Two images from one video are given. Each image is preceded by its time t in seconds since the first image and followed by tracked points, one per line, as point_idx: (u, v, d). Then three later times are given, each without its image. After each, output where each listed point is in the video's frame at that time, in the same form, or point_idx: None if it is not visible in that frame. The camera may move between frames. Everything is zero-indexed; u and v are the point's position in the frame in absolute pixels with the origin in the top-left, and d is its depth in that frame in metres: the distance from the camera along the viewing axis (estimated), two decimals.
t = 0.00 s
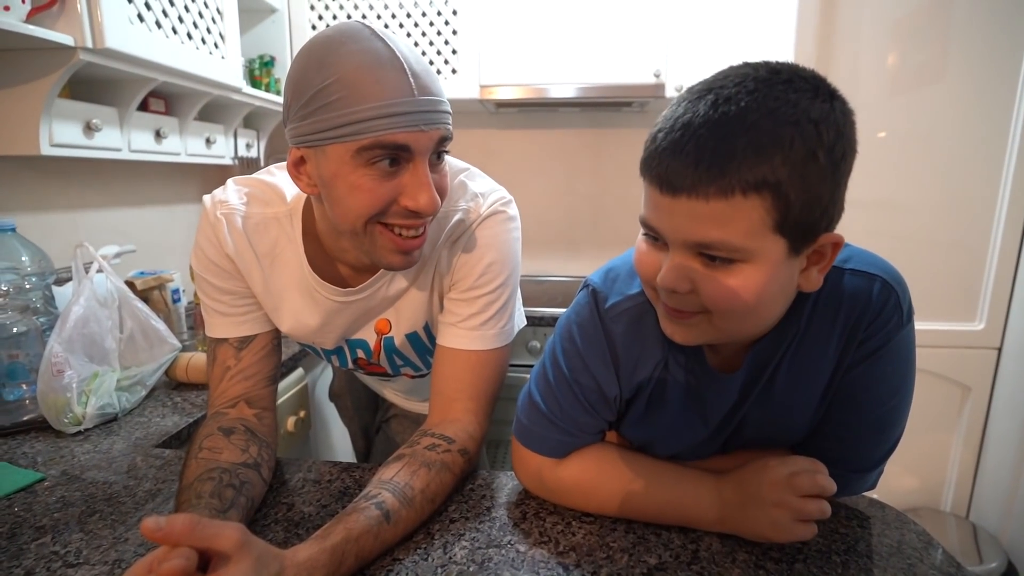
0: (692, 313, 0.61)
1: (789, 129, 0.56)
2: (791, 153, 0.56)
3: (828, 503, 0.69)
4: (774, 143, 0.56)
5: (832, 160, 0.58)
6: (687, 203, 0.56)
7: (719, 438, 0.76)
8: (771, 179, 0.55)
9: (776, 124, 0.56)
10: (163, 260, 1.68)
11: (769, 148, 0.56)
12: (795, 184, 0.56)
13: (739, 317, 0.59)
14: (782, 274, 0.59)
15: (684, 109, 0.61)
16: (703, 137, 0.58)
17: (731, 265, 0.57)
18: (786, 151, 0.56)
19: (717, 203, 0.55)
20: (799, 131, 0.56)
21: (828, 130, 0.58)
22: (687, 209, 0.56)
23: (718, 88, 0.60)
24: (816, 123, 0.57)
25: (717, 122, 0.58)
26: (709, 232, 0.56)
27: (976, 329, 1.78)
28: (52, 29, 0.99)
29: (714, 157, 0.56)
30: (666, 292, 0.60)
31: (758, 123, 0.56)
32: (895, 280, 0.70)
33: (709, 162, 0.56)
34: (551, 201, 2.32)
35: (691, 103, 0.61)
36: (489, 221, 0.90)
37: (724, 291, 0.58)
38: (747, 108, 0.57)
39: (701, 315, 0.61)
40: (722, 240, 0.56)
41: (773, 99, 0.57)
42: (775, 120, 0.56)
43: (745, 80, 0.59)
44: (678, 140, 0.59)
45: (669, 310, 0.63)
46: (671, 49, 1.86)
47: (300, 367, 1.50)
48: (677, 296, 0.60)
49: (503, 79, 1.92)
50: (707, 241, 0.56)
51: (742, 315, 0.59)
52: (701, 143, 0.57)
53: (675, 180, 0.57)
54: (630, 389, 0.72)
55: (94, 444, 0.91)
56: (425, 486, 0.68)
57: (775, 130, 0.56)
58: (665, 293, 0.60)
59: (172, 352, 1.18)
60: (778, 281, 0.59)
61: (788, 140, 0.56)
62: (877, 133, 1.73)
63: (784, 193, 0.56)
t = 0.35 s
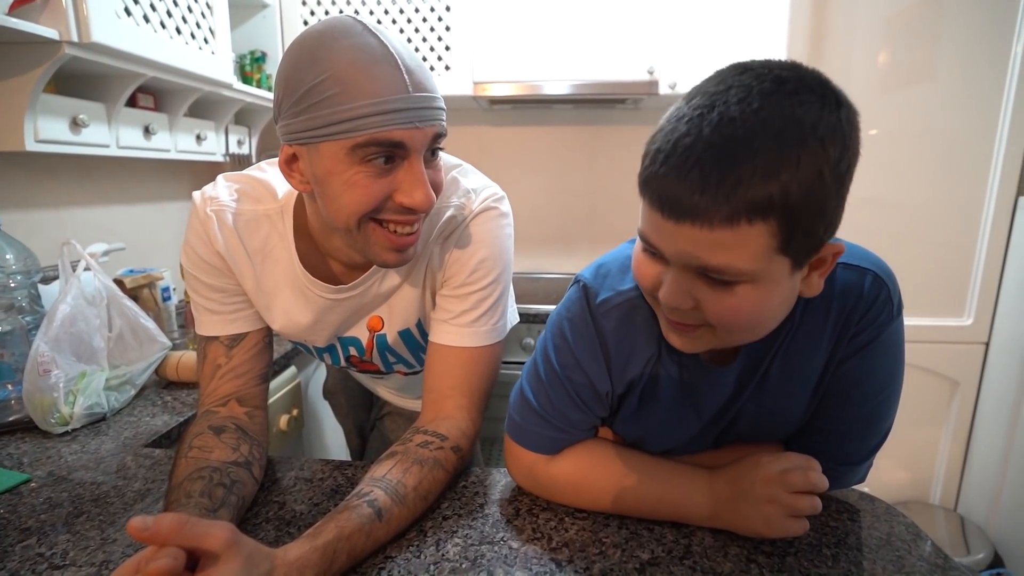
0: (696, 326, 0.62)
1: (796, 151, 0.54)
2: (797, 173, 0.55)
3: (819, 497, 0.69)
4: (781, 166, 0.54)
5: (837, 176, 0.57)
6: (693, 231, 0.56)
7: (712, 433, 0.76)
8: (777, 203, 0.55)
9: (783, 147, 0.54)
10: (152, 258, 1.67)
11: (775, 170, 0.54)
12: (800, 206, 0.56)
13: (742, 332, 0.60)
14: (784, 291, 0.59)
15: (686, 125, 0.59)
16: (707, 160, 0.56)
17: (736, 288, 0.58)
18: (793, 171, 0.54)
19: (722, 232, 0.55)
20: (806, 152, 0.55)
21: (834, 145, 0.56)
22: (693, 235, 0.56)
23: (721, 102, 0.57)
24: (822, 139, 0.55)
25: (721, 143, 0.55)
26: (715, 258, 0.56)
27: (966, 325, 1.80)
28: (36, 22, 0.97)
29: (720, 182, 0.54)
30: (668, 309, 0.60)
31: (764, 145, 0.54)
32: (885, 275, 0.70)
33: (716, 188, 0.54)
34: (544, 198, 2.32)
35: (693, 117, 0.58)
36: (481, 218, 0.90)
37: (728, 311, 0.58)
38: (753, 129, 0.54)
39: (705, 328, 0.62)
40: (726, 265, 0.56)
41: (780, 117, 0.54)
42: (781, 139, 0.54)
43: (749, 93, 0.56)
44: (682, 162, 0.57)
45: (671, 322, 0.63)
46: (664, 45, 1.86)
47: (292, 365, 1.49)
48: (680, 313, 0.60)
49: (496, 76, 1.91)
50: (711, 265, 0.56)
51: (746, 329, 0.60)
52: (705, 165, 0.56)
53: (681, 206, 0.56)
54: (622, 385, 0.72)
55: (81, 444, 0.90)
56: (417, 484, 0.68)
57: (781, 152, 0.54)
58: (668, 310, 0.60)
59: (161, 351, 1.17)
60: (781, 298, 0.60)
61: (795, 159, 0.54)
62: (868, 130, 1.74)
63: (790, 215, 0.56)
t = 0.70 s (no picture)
0: (656, 300, 0.62)
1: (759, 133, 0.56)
2: (758, 154, 0.56)
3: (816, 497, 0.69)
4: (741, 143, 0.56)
5: (806, 166, 0.57)
6: (651, 194, 0.57)
7: (710, 435, 0.76)
8: (734, 179, 0.56)
9: (745, 126, 0.56)
10: (148, 263, 1.66)
11: (735, 148, 0.56)
12: (759, 187, 0.56)
13: (695, 313, 0.60)
14: (742, 277, 0.59)
15: (664, 101, 0.61)
16: (671, 129, 0.58)
17: (689, 260, 0.58)
18: (754, 152, 0.56)
19: (679, 198, 0.56)
20: (770, 134, 0.56)
21: (806, 134, 0.57)
22: (650, 198, 0.57)
23: (698, 82, 0.59)
24: (793, 127, 0.56)
25: (688, 114, 0.58)
26: (669, 225, 0.57)
27: (960, 325, 1.81)
28: (30, 26, 0.97)
29: (678, 149, 0.56)
30: (631, 277, 0.62)
31: (727, 122, 0.56)
32: (883, 277, 0.70)
33: (672, 155, 0.56)
34: (540, 201, 2.32)
35: (671, 95, 0.61)
36: (477, 220, 0.90)
37: (683, 284, 0.59)
38: (718, 103, 0.57)
39: (664, 305, 0.62)
40: (682, 234, 0.57)
41: (749, 99, 0.56)
42: (746, 119, 0.56)
43: (724, 77, 0.58)
44: (649, 131, 0.60)
45: (637, 296, 0.64)
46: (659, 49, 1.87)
47: (288, 369, 1.49)
48: (640, 282, 0.61)
49: (491, 79, 1.91)
50: (669, 232, 0.57)
51: (699, 309, 0.60)
52: (669, 134, 0.58)
53: (644, 168, 0.58)
54: (619, 387, 0.72)
55: (76, 450, 0.89)
56: (415, 487, 0.68)
57: (744, 130, 0.56)
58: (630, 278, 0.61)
59: (157, 356, 1.16)
60: (739, 284, 0.59)
61: (757, 142, 0.56)
62: (861, 133, 1.75)
63: (748, 194, 0.56)
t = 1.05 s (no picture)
0: (653, 291, 0.62)
1: (750, 117, 0.56)
2: (749, 140, 0.56)
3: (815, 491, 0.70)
4: (730, 126, 0.56)
5: (797, 152, 0.57)
6: (645, 181, 0.58)
7: (709, 429, 0.76)
8: (726, 164, 0.56)
9: (735, 108, 0.56)
10: (145, 260, 1.66)
11: (725, 133, 0.56)
12: (751, 172, 0.56)
13: (694, 300, 0.60)
14: (739, 262, 0.59)
15: (660, 88, 0.63)
16: (662, 112, 0.59)
17: (686, 246, 0.58)
18: (745, 137, 0.56)
19: (671, 183, 0.56)
20: (761, 119, 0.56)
21: (797, 119, 0.57)
22: (645, 186, 0.58)
23: (692, 70, 0.60)
24: (783, 112, 0.56)
25: (680, 99, 0.59)
26: (663, 211, 0.57)
27: (958, 319, 1.81)
28: (25, 22, 0.97)
29: (669, 136, 0.57)
30: (628, 267, 0.62)
31: (717, 107, 0.57)
32: (883, 271, 0.70)
33: (663, 142, 0.57)
34: (539, 197, 2.32)
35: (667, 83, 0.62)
36: (478, 216, 0.90)
37: (678, 271, 0.59)
38: (708, 89, 0.57)
39: (662, 295, 0.62)
40: (674, 219, 0.57)
41: (739, 83, 0.57)
42: (738, 103, 0.56)
43: (717, 63, 0.59)
44: (643, 118, 0.61)
45: (635, 287, 0.64)
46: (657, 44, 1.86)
47: (288, 366, 1.49)
48: (635, 271, 0.61)
49: (489, 75, 1.91)
50: (662, 219, 0.58)
51: (697, 295, 0.60)
52: (660, 118, 0.59)
53: (637, 156, 0.59)
54: (619, 382, 0.72)
55: (76, 447, 0.89)
56: (415, 482, 0.68)
57: (735, 114, 0.56)
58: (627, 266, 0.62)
59: (156, 353, 1.16)
60: (735, 269, 0.59)
61: (748, 127, 0.56)
62: (859, 127, 1.76)
63: (740, 179, 0.56)
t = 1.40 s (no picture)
0: (672, 294, 0.61)
1: (785, 115, 0.56)
2: (784, 140, 0.56)
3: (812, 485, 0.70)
4: (768, 125, 0.56)
5: (828, 148, 0.58)
6: (676, 182, 0.56)
7: (706, 426, 0.77)
8: (762, 165, 0.55)
9: (771, 108, 0.56)
10: (140, 258, 1.65)
11: (762, 133, 0.56)
12: (786, 171, 0.56)
13: (719, 303, 0.60)
14: (765, 264, 0.59)
15: (684, 86, 0.61)
16: (694, 112, 0.58)
17: (714, 250, 0.58)
18: (780, 137, 0.56)
19: (707, 186, 0.55)
20: (795, 117, 0.56)
21: (825, 118, 0.58)
22: (675, 188, 0.56)
23: (720, 66, 0.59)
24: (815, 109, 0.57)
25: (712, 97, 0.58)
26: (695, 214, 0.56)
27: (953, 314, 1.82)
28: (15, 18, 0.96)
29: (706, 137, 0.56)
30: (648, 271, 0.60)
31: (753, 106, 0.56)
32: (883, 268, 0.70)
33: (700, 142, 0.56)
34: (536, 193, 2.32)
35: (691, 79, 0.61)
36: (476, 213, 0.90)
37: (706, 276, 0.58)
38: (742, 88, 0.57)
39: (682, 298, 0.61)
40: (708, 223, 0.56)
41: (773, 82, 0.57)
42: (772, 102, 0.56)
43: (745, 61, 0.59)
44: (672, 115, 0.59)
45: (650, 290, 0.63)
46: (654, 39, 1.86)
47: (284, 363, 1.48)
48: (658, 275, 0.60)
49: (485, 71, 1.90)
50: (693, 222, 0.56)
51: (724, 299, 0.59)
52: (692, 117, 0.58)
53: (668, 155, 0.57)
54: (616, 380, 0.72)
55: (72, 446, 0.89)
56: (414, 480, 0.68)
57: (770, 113, 0.56)
58: (648, 270, 0.60)
59: (151, 352, 1.16)
60: (761, 271, 0.59)
61: (783, 127, 0.56)
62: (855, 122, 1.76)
63: (774, 180, 0.56)
